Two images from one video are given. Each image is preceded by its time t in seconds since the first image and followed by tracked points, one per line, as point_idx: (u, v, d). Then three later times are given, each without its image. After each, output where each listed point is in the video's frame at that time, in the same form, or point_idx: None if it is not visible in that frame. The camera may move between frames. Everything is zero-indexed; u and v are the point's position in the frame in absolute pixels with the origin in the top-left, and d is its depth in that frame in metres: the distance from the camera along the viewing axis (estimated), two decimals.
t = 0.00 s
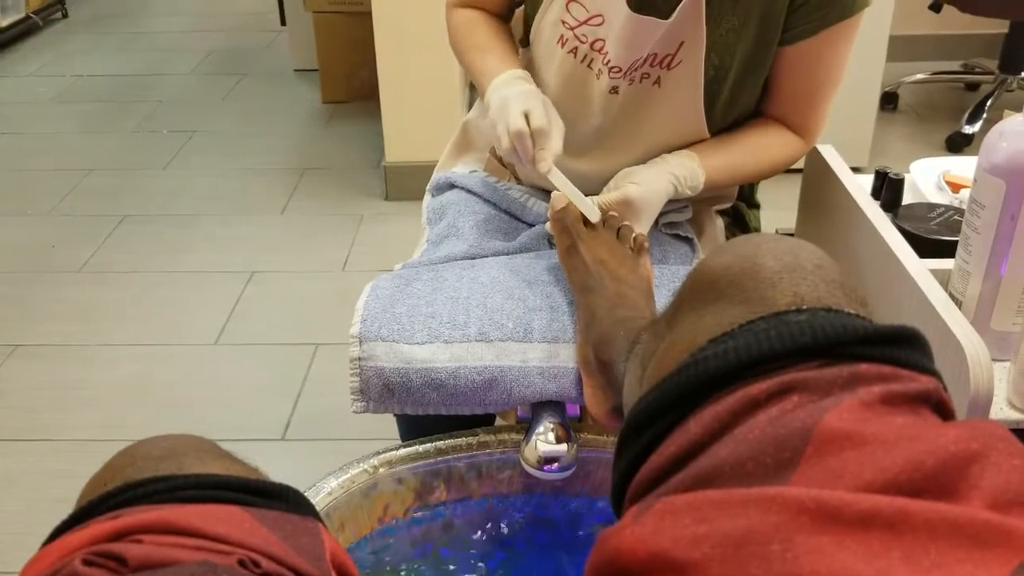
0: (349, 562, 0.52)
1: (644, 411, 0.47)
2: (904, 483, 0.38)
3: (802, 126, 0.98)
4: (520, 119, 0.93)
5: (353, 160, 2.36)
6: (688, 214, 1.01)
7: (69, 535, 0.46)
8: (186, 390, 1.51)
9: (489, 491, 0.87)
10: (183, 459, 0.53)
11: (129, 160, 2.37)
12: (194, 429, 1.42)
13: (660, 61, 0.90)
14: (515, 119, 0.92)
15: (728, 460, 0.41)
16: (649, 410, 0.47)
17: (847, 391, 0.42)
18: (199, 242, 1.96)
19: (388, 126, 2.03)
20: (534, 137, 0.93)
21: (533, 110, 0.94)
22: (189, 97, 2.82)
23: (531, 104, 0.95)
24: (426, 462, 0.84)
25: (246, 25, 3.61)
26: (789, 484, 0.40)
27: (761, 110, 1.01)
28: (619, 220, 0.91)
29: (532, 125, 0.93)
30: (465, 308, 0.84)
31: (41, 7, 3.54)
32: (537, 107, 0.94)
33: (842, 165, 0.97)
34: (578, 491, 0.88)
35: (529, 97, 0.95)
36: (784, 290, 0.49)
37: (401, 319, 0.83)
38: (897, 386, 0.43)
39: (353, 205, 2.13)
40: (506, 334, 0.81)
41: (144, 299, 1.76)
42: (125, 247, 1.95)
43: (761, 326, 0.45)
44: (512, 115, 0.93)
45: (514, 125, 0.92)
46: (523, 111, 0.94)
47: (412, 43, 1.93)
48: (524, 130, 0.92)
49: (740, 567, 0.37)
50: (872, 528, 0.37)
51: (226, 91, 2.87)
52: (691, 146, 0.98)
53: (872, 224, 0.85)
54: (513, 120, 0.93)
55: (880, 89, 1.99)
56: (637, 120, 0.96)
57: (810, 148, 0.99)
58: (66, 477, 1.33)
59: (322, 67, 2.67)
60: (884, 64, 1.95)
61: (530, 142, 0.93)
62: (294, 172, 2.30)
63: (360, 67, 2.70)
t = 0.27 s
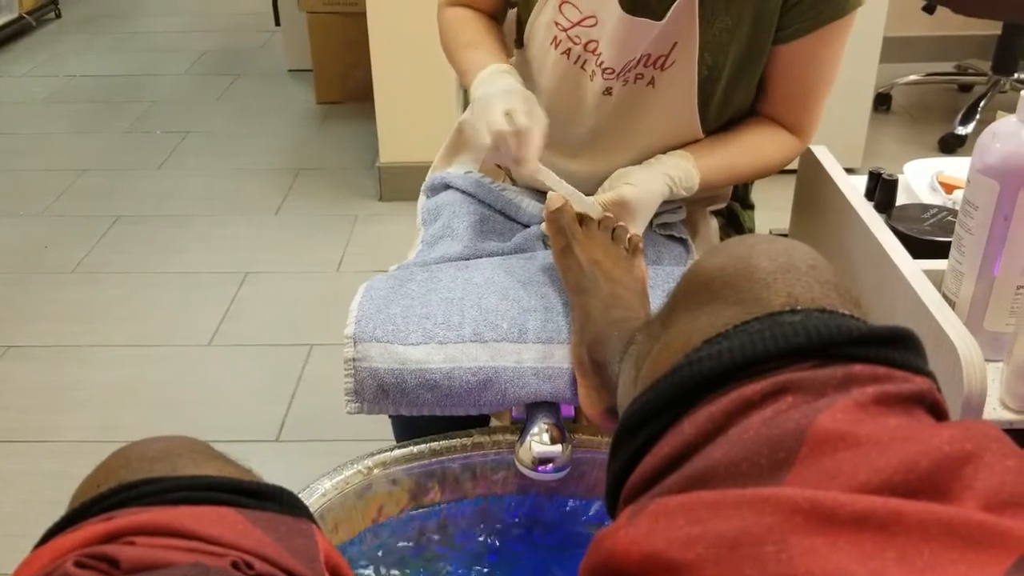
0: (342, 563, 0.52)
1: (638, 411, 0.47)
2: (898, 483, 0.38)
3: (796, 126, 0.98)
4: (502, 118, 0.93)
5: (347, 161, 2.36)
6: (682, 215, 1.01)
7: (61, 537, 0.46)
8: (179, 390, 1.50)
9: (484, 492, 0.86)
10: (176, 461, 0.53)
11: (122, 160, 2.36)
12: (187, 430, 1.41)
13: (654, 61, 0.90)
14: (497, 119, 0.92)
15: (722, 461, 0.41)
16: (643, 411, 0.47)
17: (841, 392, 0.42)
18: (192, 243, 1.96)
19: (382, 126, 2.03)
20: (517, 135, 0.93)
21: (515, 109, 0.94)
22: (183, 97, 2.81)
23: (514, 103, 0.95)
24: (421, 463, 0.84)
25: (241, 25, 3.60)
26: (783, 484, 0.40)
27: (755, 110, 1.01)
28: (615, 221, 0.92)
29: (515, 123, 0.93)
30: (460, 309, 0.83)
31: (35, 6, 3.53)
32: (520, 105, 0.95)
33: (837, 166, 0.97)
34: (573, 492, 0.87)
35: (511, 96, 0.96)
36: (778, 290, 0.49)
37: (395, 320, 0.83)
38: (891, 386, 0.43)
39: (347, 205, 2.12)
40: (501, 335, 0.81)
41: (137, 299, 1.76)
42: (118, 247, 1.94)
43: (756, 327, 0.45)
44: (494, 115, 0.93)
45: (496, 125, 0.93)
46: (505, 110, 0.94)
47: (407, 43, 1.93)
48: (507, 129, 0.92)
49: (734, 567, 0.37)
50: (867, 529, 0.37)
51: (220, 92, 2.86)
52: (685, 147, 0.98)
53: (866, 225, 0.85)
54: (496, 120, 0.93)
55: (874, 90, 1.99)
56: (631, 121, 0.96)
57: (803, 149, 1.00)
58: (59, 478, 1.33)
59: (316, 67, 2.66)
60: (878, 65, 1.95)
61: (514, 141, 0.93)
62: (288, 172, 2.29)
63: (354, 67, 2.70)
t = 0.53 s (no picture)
0: (337, 565, 0.51)
1: (634, 413, 0.47)
2: (894, 485, 0.38)
3: (791, 128, 0.98)
4: (494, 132, 0.95)
5: (343, 162, 2.36)
6: (678, 216, 1.01)
7: (55, 540, 0.46)
8: (174, 392, 1.50)
9: (480, 494, 0.86)
10: (170, 464, 0.53)
11: (117, 162, 2.36)
12: (182, 432, 1.41)
13: (646, 64, 0.90)
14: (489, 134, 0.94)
15: (718, 463, 0.41)
16: (638, 413, 0.47)
17: (836, 394, 0.42)
18: (187, 245, 1.95)
19: (377, 128, 2.03)
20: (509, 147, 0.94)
21: (504, 119, 0.96)
22: (178, 98, 2.81)
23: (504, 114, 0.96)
24: (417, 465, 0.83)
25: (236, 26, 3.60)
26: (779, 486, 0.40)
27: (750, 112, 1.01)
28: (611, 224, 0.92)
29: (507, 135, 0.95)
30: (455, 310, 0.83)
31: (29, 7, 3.52)
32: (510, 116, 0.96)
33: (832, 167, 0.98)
34: (568, 494, 0.87)
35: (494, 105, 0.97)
36: (774, 292, 0.49)
37: (391, 321, 0.83)
38: (886, 389, 0.43)
39: (343, 207, 2.12)
40: (497, 337, 0.81)
41: (132, 301, 1.75)
42: (113, 249, 1.94)
43: (751, 329, 0.45)
44: (485, 130, 0.95)
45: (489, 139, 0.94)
46: (495, 123, 0.95)
47: (402, 45, 1.93)
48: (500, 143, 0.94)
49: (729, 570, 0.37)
50: (862, 531, 0.37)
51: (215, 93, 2.86)
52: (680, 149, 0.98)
53: (862, 226, 0.85)
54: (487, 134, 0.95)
55: (869, 92, 2.00)
56: (625, 123, 0.96)
57: (798, 150, 1.00)
58: (53, 480, 1.32)
59: (312, 69, 2.66)
60: (873, 68, 1.95)
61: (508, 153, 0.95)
62: (284, 174, 2.29)
63: (350, 68, 2.69)
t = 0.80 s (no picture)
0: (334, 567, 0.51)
1: (632, 416, 0.47)
2: (891, 488, 0.38)
3: (789, 131, 0.98)
4: (428, 140, 0.99)
5: (340, 164, 2.36)
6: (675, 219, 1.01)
7: (52, 543, 0.46)
8: (171, 394, 1.50)
9: (477, 495, 0.86)
10: (167, 466, 0.53)
11: (114, 164, 2.36)
12: (180, 435, 1.41)
13: (643, 69, 0.91)
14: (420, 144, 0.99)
15: (715, 467, 0.41)
16: (636, 416, 0.47)
17: (834, 397, 0.42)
18: (185, 246, 1.95)
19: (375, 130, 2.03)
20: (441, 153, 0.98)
21: (438, 126, 0.99)
22: (176, 100, 2.81)
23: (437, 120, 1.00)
24: (414, 467, 0.83)
25: (234, 28, 3.60)
26: (776, 490, 0.40)
27: (747, 116, 1.01)
28: (610, 227, 0.91)
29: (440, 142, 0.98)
30: (453, 313, 0.83)
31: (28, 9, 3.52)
32: (441, 122, 0.99)
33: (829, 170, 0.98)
34: (567, 496, 0.87)
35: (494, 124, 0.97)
36: (771, 295, 0.49)
37: (389, 324, 0.83)
38: (883, 392, 0.43)
39: (341, 209, 2.12)
40: (494, 339, 0.81)
41: (129, 303, 1.75)
42: (111, 251, 1.94)
43: (748, 332, 0.45)
44: (422, 138, 1.00)
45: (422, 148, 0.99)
46: (431, 130, 1.00)
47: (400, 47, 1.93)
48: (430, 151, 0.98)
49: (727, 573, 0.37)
50: (859, 534, 0.37)
51: (213, 95, 2.86)
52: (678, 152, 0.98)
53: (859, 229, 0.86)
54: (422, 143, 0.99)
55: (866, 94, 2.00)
56: (622, 128, 0.96)
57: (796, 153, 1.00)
58: (49, 482, 1.32)
59: (310, 71, 2.66)
60: (870, 70, 1.96)
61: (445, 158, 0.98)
62: (282, 176, 2.29)
63: (347, 70, 2.69)
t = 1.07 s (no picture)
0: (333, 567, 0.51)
1: (630, 417, 0.47)
2: (889, 489, 0.39)
3: (787, 132, 0.98)
4: (453, 145, 0.96)
5: (339, 165, 2.36)
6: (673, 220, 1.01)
7: (51, 544, 0.46)
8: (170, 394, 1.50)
9: (476, 495, 0.86)
10: (166, 467, 0.53)
11: (113, 164, 2.36)
12: (179, 435, 1.41)
13: (641, 72, 0.90)
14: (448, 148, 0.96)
15: (714, 467, 0.41)
16: (635, 417, 0.47)
17: (832, 398, 0.42)
18: (184, 247, 1.95)
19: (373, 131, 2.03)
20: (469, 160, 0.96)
21: (464, 132, 0.97)
22: (175, 100, 2.81)
23: (462, 126, 0.98)
24: (413, 467, 0.84)
25: (233, 28, 3.60)
26: (775, 491, 0.40)
27: (746, 117, 1.01)
28: (608, 227, 0.91)
29: (466, 147, 0.96)
30: (452, 313, 0.83)
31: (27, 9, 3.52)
32: (467, 128, 0.97)
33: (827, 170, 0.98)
34: (565, 496, 0.87)
35: (457, 119, 0.98)
36: (769, 296, 0.49)
37: (388, 324, 0.83)
38: (881, 393, 0.43)
39: (340, 209, 2.12)
40: (493, 339, 0.81)
41: (129, 303, 1.75)
42: (110, 251, 1.93)
43: (746, 333, 0.45)
44: (443, 143, 0.97)
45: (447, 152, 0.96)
46: (454, 135, 0.97)
47: (398, 47, 1.93)
48: (457, 156, 0.96)
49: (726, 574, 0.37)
50: (857, 534, 0.37)
51: (212, 95, 2.86)
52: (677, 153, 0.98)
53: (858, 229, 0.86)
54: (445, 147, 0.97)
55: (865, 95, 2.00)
56: (621, 130, 0.96)
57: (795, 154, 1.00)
58: (48, 483, 1.32)
59: (309, 71, 2.66)
60: (869, 71, 1.96)
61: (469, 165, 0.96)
62: (281, 176, 2.29)
63: (346, 71, 2.69)
